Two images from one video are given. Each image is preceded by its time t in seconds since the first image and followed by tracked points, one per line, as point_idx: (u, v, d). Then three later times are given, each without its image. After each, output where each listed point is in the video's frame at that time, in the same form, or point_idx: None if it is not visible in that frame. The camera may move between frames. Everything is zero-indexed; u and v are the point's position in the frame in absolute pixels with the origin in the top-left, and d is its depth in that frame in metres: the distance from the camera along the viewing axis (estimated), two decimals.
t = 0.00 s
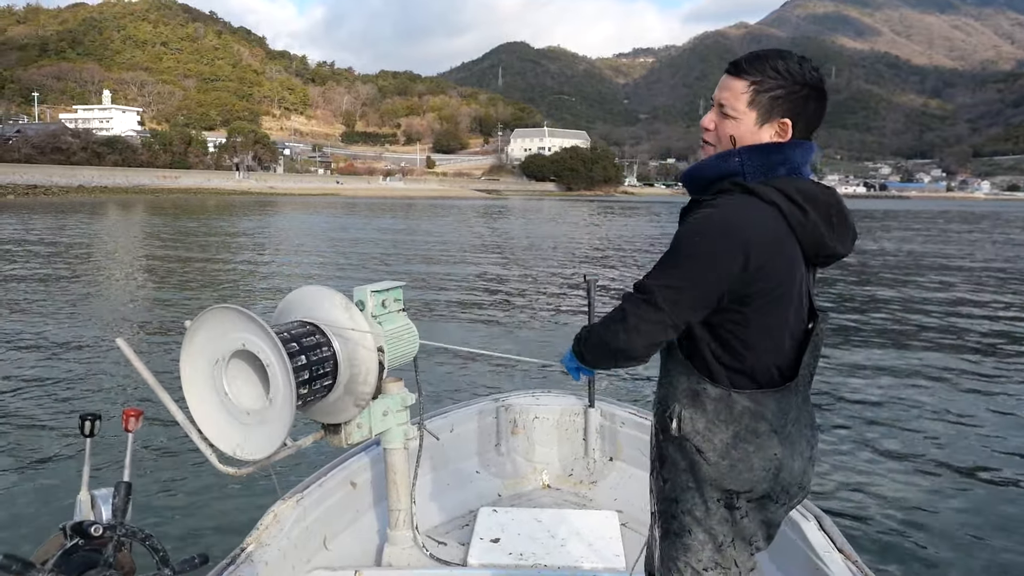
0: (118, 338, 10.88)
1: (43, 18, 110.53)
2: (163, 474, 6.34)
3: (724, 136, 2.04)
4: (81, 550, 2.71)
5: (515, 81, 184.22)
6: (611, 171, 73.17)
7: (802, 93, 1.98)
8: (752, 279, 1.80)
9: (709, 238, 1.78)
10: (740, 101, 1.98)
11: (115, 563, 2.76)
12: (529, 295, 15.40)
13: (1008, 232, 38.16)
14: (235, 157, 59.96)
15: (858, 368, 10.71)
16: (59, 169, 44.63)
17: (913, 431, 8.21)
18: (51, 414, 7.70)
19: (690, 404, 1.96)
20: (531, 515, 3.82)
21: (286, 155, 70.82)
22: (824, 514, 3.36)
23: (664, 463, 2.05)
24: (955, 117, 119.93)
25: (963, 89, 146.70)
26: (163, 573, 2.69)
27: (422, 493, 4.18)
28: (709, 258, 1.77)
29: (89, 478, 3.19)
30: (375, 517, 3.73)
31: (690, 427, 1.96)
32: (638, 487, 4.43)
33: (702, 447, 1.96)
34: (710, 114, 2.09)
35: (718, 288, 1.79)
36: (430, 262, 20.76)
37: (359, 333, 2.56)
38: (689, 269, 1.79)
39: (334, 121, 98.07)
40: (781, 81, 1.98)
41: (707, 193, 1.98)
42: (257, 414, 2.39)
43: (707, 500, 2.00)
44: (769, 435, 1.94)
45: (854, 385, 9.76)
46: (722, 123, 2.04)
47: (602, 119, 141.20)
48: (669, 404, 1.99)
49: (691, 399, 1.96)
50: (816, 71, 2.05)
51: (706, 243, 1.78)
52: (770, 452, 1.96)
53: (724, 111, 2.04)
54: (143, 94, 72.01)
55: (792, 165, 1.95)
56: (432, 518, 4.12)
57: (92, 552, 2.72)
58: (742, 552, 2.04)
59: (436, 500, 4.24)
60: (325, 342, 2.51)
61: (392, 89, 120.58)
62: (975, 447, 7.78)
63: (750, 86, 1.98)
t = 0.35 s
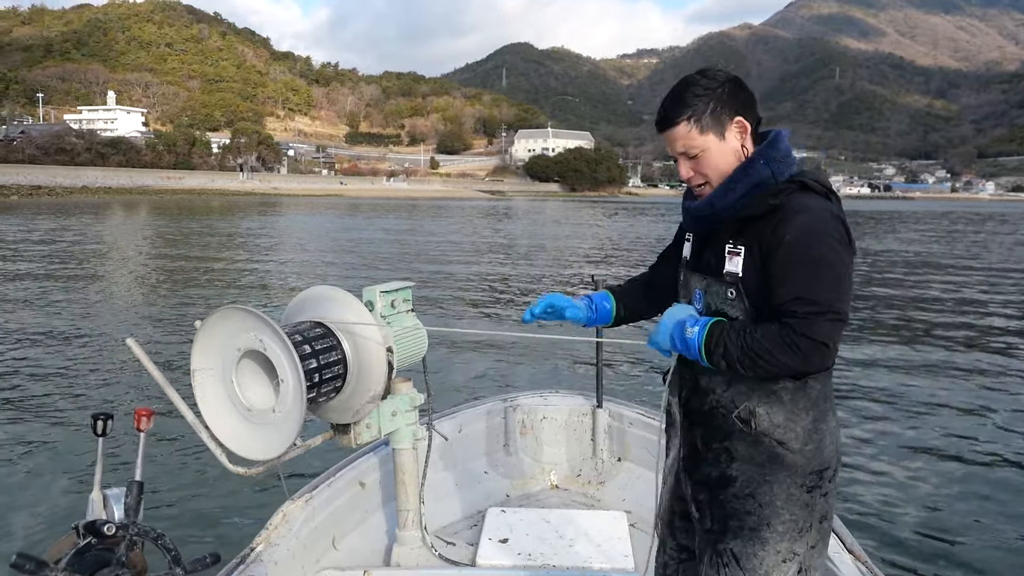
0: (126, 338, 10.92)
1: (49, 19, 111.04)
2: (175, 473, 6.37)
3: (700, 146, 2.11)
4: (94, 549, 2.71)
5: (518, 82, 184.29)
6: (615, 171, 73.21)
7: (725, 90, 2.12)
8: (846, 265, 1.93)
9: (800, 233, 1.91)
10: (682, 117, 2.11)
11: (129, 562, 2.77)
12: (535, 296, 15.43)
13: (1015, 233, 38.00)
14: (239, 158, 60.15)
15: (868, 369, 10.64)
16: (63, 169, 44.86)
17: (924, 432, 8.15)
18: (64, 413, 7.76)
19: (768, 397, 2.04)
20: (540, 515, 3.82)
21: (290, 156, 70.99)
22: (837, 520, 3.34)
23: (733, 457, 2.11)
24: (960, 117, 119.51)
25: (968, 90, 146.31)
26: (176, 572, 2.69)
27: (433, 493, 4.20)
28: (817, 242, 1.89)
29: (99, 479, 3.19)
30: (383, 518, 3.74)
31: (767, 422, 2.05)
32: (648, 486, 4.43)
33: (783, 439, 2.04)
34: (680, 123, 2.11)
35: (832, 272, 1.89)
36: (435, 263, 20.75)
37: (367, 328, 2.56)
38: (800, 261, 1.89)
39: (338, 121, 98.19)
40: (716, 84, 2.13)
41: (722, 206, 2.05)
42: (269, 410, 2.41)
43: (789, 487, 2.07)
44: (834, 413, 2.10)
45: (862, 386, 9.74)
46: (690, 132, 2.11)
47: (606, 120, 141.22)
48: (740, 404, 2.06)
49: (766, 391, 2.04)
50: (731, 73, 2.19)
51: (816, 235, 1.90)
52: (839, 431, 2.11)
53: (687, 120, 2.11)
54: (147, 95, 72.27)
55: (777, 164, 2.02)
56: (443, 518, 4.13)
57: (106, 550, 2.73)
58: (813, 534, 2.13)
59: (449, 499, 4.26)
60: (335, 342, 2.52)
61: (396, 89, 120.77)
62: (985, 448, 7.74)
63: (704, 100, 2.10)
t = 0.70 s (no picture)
0: (117, 335, 10.83)
1: (35, 13, 110.02)
2: (171, 466, 6.34)
3: (760, 140, 2.02)
4: (91, 540, 2.71)
5: (510, 80, 184.00)
6: (605, 170, 73.38)
7: (816, 85, 2.01)
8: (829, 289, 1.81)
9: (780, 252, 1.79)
10: (768, 102, 1.99)
11: (125, 554, 2.77)
12: (528, 295, 15.41)
13: (1002, 234, 38.40)
14: (228, 154, 59.90)
15: (860, 373, 10.68)
16: (49, 165, 44.52)
17: (914, 440, 8.19)
18: (57, 407, 7.69)
19: (742, 413, 1.98)
20: (535, 511, 3.84)
21: (279, 153, 70.72)
22: (832, 520, 3.38)
23: (705, 469, 2.07)
24: (948, 119, 120.45)
25: (956, 91, 147.57)
26: (172, 565, 2.69)
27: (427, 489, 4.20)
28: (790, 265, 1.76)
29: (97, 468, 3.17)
30: (377, 513, 3.74)
31: (741, 435, 1.99)
32: (644, 486, 4.45)
33: (754, 456, 1.99)
34: (731, 114, 2.09)
35: (802, 299, 1.77)
36: (427, 261, 20.69)
37: (362, 318, 2.58)
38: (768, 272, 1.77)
39: (328, 118, 97.88)
40: (796, 80, 2.01)
41: (759, 193, 1.96)
42: (268, 407, 2.38)
43: (758, 505, 2.03)
44: (820, 443, 1.97)
45: (855, 390, 9.77)
46: (751, 126, 2.03)
47: (597, 119, 141.44)
48: (714, 412, 2.01)
49: (743, 406, 1.97)
50: (818, 67, 2.08)
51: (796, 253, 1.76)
52: (822, 461, 1.99)
53: (748, 110, 2.03)
54: (135, 90, 71.73)
55: (808, 169, 1.94)
56: (436, 514, 4.12)
57: (102, 542, 2.73)
58: (785, 554, 2.08)
59: (441, 497, 4.25)
60: (332, 334, 2.52)
61: (386, 87, 120.51)
62: (974, 458, 7.78)
63: (779, 91, 1.99)
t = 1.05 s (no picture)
0: (110, 334, 10.77)
1: (25, 10, 109.31)
2: (167, 466, 6.32)
3: (748, 137, 2.06)
4: (85, 540, 2.70)
5: (503, 80, 183.91)
6: (598, 171, 73.52)
7: (794, 89, 2.07)
8: (803, 280, 1.85)
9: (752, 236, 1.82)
10: (757, 100, 2.04)
11: (119, 555, 2.76)
12: (522, 295, 15.42)
13: (991, 236, 38.71)
14: (219, 153, 59.74)
15: (854, 373, 10.72)
16: (38, 164, 44.26)
17: (906, 438, 8.25)
18: (50, 407, 7.65)
19: (725, 403, 1.98)
20: (529, 512, 3.83)
21: (271, 153, 70.55)
22: (825, 519, 3.42)
23: (692, 465, 2.07)
24: (938, 122, 121.25)
25: (946, 95, 148.57)
26: (166, 565, 2.68)
27: (421, 490, 4.20)
28: (759, 247, 1.79)
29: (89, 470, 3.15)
30: (372, 513, 3.73)
31: (725, 427, 1.99)
32: (638, 486, 4.45)
33: (737, 447, 2.00)
34: (718, 111, 2.12)
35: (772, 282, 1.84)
36: (420, 262, 20.66)
37: (353, 318, 2.57)
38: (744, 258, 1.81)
39: (320, 118, 97.71)
40: (779, 81, 2.07)
41: (746, 187, 1.98)
42: (261, 405, 2.38)
43: (742, 500, 2.04)
44: (801, 431, 2.00)
45: (849, 389, 9.81)
46: (741, 123, 2.07)
47: (589, 120, 141.68)
48: (697, 403, 2.01)
49: (726, 397, 1.98)
50: (798, 72, 2.13)
51: (767, 243, 1.81)
52: (803, 452, 2.01)
53: (737, 108, 2.08)
54: (126, 89, 71.42)
55: (791, 169, 1.99)
56: (431, 514, 4.11)
57: (95, 543, 2.71)
58: (770, 548, 2.09)
59: (433, 497, 4.24)
60: (325, 334, 2.51)
61: (379, 87, 120.38)
62: (965, 454, 7.85)
63: (769, 90, 2.05)
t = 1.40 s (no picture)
0: (114, 334, 10.76)
1: (26, 9, 109.32)
2: (174, 466, 6.33)
3: (746, 132, 2.10)
4: (97, 540, 2.70)
5: (504, 79, 183.66)
6: (598, 170, 73.51)
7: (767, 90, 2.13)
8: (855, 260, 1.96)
9: (817, 229, 1.92)
10: (748, 99, 2.10)
11: (130, 554, 2.75)
12: (524, 294, 15.39)
13: (991, 235, 38.76)
14: (219, 152, 59.74)
15: (860, 372, 10.68)
16: (37, 162, 44.23)
17: (913, 436, 8.21)
18: (55, 407, 7.63)
19: (773, 397, 2.05)
20: (537, 511, 3.84)
21: (271, 151, 70.55)
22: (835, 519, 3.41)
23: (740, 456, 2.10)
24: (940, 121, 121.18)
25: (947, 95, 148.55)
26: (177, 564, 2.68)
27: (431, 490, 4.20)
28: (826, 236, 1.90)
29: (101, 471, 3.12)
30: (381, 513, 3.74)
31: (777, 419, 2.05)
32: (645, 483, 4.47)
33: (791, 435, 2.05)
34: (710, 112, 2.15)
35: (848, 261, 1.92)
36: (420, 260, 20.60)
37: (363, 319, 2.57)
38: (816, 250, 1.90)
39: (320, 116, 97.76)
40: (765, 81, 2.13)
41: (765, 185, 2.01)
42: (273, 403, 2.39)
43: (797, 484, 2.07)
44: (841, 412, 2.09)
45: (854, 387, 9.85)
46: (739, 120, 2.11)
47: (590, 119, 141.69)
48: (748, 402, 2.07)
49: (773, 393, 2.05)
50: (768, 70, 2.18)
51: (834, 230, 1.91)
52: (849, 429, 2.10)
53: (731, 106, 2.12)
54: (126, 87, 71.37)
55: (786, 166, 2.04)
56: (442, 514, 4.12)
57: (107, 542, 2.71)
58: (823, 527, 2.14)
59: (442, 497, 4.23)
60: (336, 337, 2.51)
61: (379, 86, 120.36)
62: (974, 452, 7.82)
63: (759, 87, 2.11)
